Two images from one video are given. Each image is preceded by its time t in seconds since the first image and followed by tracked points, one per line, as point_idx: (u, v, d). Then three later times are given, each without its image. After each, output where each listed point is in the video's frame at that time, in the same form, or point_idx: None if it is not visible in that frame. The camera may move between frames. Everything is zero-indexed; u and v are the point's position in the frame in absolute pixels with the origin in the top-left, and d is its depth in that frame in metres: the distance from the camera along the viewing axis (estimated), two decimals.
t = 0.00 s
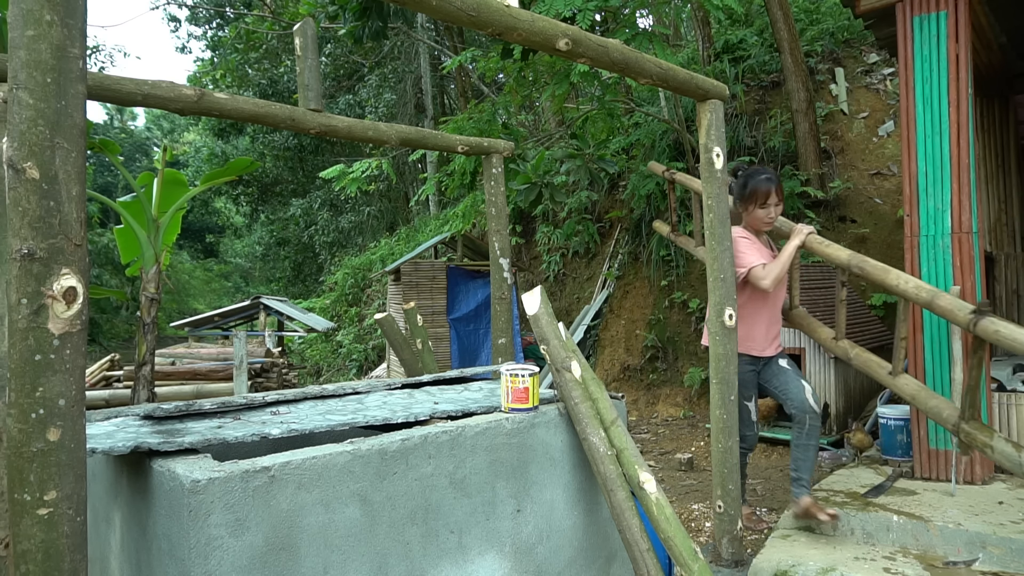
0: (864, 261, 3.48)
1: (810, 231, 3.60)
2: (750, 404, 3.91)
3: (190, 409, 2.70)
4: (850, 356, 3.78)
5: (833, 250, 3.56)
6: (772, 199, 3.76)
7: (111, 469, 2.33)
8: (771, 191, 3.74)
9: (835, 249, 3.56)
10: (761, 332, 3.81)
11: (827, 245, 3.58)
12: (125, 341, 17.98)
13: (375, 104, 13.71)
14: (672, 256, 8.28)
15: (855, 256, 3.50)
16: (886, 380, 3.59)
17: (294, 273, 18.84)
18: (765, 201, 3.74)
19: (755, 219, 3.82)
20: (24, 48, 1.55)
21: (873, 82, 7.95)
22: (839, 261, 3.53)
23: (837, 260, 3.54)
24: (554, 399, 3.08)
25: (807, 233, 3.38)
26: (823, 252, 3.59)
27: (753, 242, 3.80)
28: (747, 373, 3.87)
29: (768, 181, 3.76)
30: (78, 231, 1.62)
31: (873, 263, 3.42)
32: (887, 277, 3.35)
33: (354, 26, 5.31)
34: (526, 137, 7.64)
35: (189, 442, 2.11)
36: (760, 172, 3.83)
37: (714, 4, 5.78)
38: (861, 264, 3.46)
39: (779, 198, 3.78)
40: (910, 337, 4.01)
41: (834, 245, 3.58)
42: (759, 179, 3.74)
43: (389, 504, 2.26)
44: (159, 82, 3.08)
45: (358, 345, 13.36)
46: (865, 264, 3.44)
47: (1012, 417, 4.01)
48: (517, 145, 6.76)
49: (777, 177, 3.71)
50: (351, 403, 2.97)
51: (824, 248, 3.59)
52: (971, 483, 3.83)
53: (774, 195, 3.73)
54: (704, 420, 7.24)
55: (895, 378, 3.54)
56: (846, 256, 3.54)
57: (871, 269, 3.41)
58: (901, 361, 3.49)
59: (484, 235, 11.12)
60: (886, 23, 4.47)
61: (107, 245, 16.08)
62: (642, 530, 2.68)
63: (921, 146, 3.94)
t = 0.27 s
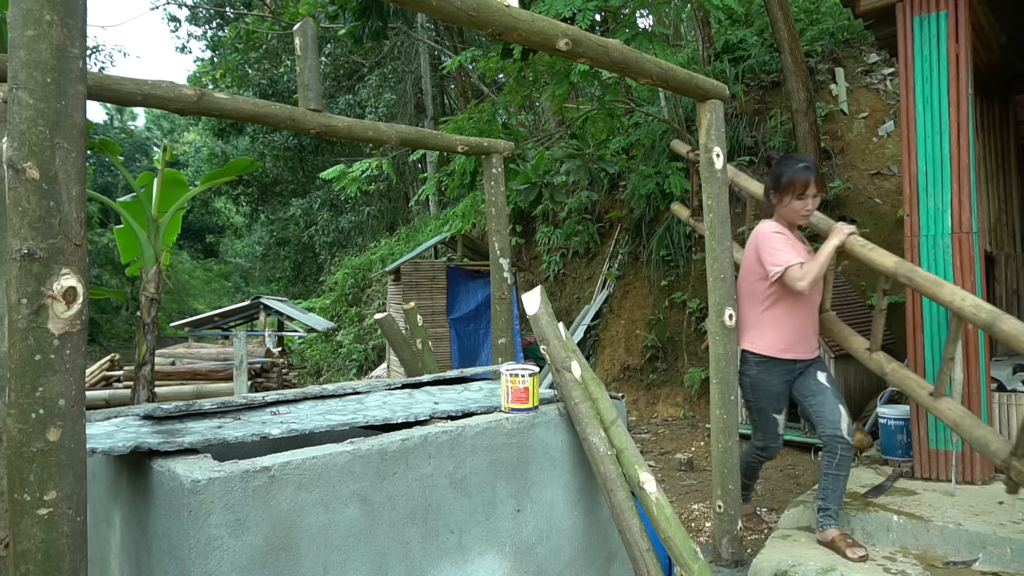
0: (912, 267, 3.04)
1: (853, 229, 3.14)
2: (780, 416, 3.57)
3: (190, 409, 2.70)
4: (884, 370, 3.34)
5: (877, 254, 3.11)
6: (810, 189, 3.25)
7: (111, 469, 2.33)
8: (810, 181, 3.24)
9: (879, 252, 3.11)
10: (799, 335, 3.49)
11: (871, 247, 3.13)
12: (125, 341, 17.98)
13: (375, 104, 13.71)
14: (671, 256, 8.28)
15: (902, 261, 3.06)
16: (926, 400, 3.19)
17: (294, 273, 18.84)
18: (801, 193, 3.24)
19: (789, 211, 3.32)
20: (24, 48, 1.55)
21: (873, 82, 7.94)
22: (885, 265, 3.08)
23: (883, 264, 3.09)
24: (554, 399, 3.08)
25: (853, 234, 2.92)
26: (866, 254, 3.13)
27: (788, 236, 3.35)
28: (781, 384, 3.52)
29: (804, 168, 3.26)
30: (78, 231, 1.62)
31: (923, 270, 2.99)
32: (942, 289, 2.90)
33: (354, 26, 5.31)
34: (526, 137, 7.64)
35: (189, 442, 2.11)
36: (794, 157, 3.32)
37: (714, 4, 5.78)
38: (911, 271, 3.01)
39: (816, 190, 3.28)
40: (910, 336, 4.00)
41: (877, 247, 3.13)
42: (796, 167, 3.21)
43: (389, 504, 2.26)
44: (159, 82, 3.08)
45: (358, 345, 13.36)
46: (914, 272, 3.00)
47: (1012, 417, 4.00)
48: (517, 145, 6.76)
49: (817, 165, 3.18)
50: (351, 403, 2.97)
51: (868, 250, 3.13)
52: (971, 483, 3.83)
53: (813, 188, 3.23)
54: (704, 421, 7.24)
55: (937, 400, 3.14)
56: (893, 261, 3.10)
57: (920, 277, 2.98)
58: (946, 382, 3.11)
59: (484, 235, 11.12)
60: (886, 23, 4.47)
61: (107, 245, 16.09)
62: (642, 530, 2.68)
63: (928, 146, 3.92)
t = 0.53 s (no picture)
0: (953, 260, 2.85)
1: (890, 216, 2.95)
2: (820, 399, 3.08)
3: (190, 409, 2.71)
4: (920, 367, 3.15)
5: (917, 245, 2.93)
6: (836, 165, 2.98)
7: (112, 469, 2.33)
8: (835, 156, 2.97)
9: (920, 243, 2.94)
10: (832, 324, 3.11)
11: (911, 237, 2.96)
12: (125, 341, 17.98)
13: (375, 104, 13.71)
14: (671, 256, 8.28)
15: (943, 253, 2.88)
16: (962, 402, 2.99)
17: (294, 273, 18.84)
18: (825, 169, 2.98)
19: (812, 189, 3.06)
20: (24, 48, 1.55)
21: (873, 82, 7.94)
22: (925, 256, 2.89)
23: (922, 254, 2.90)
24: (554, 399, 3.08)
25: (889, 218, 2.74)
26: (904, 242, 2.96)
27: (812, 217, 3.08)
28: (812, 363, 3.13)
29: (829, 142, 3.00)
30: (78, 231, 1.62)
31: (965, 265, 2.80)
32: (985, 284, 2.71)
33: (354, 26, 5.31)
34: (526, 137, 7.64)
35: (189, 442, 2.11)
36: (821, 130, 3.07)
37: (714, 4, 5.78)
38: (953, 263, 2.83)
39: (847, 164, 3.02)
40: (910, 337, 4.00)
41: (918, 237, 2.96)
42: (818, 143, 2.98)
43: (389, 504, 2.26)
44: (159, 82, 3.08)
45: (358, 345, 13.36)
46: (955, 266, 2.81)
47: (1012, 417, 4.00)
48: (517, 145, 6.77)
49: (842, 140, 2.94)
50: (351, 403, 2.97)
51: (907, 240, 2.96)
52: (970, 483, 3.84)
53: (840, 164, 2.96)
54: (703, 421, 7.25)
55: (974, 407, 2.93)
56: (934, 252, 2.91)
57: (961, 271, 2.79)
58: (985, 388, 2.89)
59: (484, 235, 11.12)
60: (886, 23, 4.47)
61: (107, 245, 16.09)
62: (642, 530, 2.68)
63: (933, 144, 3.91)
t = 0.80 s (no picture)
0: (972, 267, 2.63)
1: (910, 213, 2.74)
2: (845, 402, 2.72)
3: (190, 410, 2.70)
4: (944, 373, 2.97)
5: (936, 249, 2.71)
6: (846, 159, 2.74)
7: (111, 469, 2.33)
8: (844, 148, 2.72)
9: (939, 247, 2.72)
10: (857, 329, 2.78)
11: (930, 238, 2.74)
12: (125, 341, 17.99)
13: (375, 104, 13.71)
14: (671, 256, 8.28)
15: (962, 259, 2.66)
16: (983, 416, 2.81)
17: (294, 273, 18.84)
18: (835, 163, 2.73)
19: (822, 185, 2.81)
20: (24, 48, 1.55)
21: (873, 82, 7.94)
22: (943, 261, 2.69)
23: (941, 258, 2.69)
24: (554, 399, 3.08)
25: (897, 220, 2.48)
26: (922, 244, 2.75)
27: (824, 215, 2.79)
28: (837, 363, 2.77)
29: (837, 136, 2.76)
30: (78, 231, 1.62)
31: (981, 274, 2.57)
32: (999, 296, 2.48)
33: (354, 26, 5.31)
34: (526, 137, 7.64)
35: (189, 442, 2.11)
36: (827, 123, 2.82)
37: (714, 4, 5.78)
38: (971, 272, 2.60)
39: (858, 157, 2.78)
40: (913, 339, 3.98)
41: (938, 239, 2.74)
42: (825, 135, 2.73)
43: (389, 504, 2.26)
44: (159, 82, 3.08)
45: (358, 345, 13.36)
46: (971, 275, 2.59)
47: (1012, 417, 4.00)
48: (517, 145, 6.77)
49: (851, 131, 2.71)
50: (351, 403, 2.97)
51: (926, 241, 2.75)
52: (970, 483, 3.83)
53: (850, 158, 2.72)
54: (704, 421, 7.25)
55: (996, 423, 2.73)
56: (954, 257, 2.70)
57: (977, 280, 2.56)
58: (1006, 405, 2.68)
59: (484, 235, 11.12)
60: (886, 23, 4.47)
61: (107, 245, 16.09)
62: (642, 530, 2.68)
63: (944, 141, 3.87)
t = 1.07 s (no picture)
0: (991, 301, 2.23)
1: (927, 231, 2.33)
2: (872, 451, 2.49)
3: (190, 409, 2.71)
4: (961, 404, 2.53)
5: (949, 273, 2.31)
6: (856, 170, 2.42)
7: (112, 469, 2.33)
8: (853, 159, 2.40)
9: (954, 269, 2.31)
10: (885, 351, 2.49)
11: (945, 257, 2.33)
12: (125, 341, 17.99)
13: (375, 104, 13.71)
14: (671, 256, 8.28)
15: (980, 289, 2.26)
16: (1000, 456, 2.38)
17: (294, 273, 18.84)
18: (843, 177, 2.42)
19: (831, 201, 2.51)
20: (24, 48, 1.55)
21: (873, 82, 7.94)
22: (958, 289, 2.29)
23: (957, 284, 2.29)
24: (554, 399, 3.08)
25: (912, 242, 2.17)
26: (936, 264, 2.34)
27: (837, 231, 2.48)
28: (865, 408, 2.49)
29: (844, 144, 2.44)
30: (78, 231, 1.62)
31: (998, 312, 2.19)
32: (1013, 345, 2.13)
33: (354, 25, 5.31)
34: (526, 137, 7.64)
35: (189, 442, 2.11)
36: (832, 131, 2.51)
37: (714, 4, 5.78)
38: (989, 308, 2.22)
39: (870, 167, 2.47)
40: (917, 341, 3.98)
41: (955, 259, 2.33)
42: (830, 146, 2.42)
43: (389, 504, 2.26)
44: (159, 82, 3.08)
45: (358, 345, 13.36)
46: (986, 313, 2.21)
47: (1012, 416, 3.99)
48: (517, 145, 6.77)
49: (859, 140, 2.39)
50: (351, 403, 2.97)
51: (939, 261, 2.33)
52: (970, 483, 3.84)
53: (860, 170, 2.41)
54: (703, 421, 7.25)
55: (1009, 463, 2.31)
56: (970, 285, 2.29)
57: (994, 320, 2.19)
58: (1022, 450, 2.26)
59: (484, 235, 11.12)
60: (886, 23, 4.47)
61: (107, 245, 16.08)
62: (641, 530, 2.68)
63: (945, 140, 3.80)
